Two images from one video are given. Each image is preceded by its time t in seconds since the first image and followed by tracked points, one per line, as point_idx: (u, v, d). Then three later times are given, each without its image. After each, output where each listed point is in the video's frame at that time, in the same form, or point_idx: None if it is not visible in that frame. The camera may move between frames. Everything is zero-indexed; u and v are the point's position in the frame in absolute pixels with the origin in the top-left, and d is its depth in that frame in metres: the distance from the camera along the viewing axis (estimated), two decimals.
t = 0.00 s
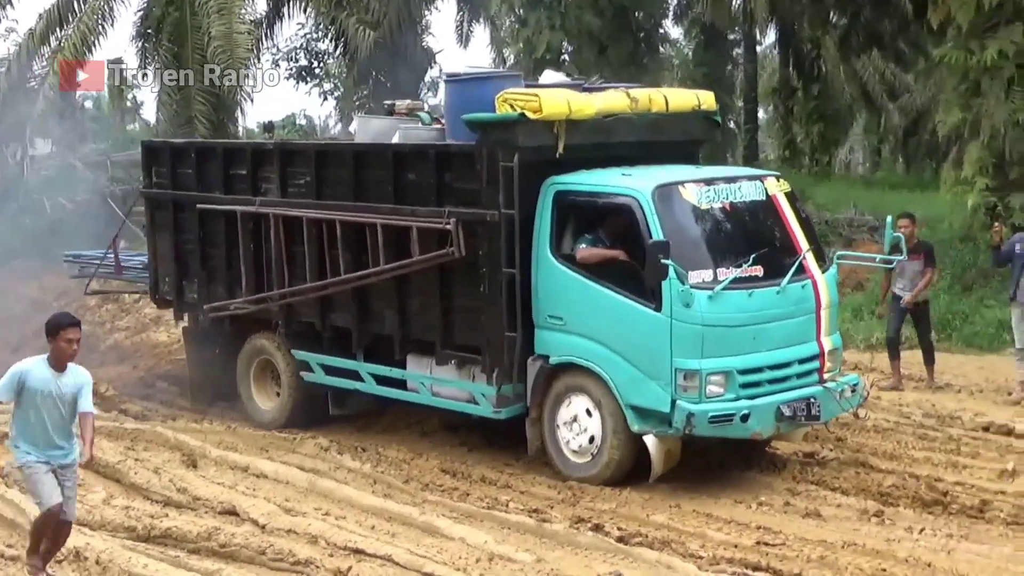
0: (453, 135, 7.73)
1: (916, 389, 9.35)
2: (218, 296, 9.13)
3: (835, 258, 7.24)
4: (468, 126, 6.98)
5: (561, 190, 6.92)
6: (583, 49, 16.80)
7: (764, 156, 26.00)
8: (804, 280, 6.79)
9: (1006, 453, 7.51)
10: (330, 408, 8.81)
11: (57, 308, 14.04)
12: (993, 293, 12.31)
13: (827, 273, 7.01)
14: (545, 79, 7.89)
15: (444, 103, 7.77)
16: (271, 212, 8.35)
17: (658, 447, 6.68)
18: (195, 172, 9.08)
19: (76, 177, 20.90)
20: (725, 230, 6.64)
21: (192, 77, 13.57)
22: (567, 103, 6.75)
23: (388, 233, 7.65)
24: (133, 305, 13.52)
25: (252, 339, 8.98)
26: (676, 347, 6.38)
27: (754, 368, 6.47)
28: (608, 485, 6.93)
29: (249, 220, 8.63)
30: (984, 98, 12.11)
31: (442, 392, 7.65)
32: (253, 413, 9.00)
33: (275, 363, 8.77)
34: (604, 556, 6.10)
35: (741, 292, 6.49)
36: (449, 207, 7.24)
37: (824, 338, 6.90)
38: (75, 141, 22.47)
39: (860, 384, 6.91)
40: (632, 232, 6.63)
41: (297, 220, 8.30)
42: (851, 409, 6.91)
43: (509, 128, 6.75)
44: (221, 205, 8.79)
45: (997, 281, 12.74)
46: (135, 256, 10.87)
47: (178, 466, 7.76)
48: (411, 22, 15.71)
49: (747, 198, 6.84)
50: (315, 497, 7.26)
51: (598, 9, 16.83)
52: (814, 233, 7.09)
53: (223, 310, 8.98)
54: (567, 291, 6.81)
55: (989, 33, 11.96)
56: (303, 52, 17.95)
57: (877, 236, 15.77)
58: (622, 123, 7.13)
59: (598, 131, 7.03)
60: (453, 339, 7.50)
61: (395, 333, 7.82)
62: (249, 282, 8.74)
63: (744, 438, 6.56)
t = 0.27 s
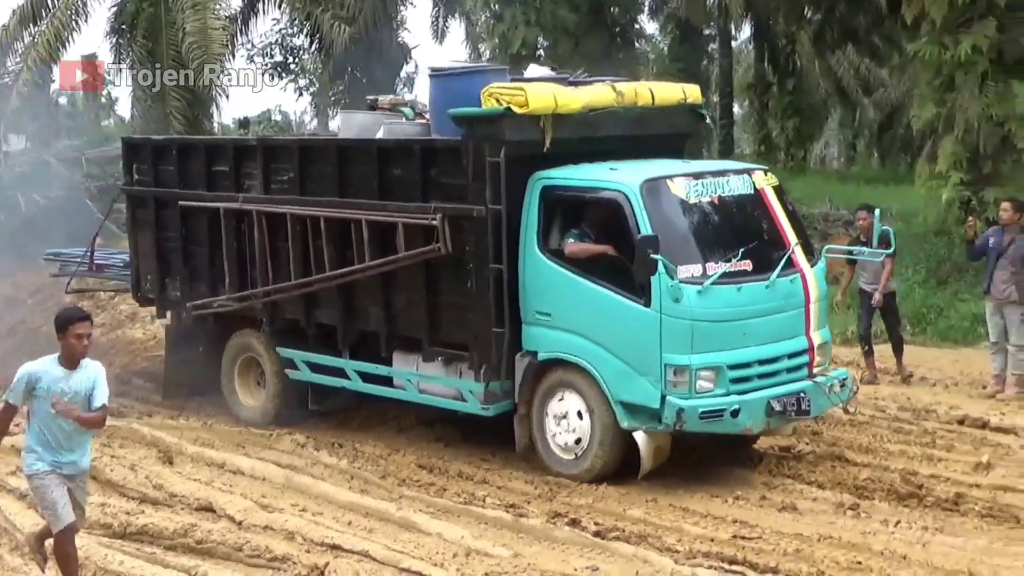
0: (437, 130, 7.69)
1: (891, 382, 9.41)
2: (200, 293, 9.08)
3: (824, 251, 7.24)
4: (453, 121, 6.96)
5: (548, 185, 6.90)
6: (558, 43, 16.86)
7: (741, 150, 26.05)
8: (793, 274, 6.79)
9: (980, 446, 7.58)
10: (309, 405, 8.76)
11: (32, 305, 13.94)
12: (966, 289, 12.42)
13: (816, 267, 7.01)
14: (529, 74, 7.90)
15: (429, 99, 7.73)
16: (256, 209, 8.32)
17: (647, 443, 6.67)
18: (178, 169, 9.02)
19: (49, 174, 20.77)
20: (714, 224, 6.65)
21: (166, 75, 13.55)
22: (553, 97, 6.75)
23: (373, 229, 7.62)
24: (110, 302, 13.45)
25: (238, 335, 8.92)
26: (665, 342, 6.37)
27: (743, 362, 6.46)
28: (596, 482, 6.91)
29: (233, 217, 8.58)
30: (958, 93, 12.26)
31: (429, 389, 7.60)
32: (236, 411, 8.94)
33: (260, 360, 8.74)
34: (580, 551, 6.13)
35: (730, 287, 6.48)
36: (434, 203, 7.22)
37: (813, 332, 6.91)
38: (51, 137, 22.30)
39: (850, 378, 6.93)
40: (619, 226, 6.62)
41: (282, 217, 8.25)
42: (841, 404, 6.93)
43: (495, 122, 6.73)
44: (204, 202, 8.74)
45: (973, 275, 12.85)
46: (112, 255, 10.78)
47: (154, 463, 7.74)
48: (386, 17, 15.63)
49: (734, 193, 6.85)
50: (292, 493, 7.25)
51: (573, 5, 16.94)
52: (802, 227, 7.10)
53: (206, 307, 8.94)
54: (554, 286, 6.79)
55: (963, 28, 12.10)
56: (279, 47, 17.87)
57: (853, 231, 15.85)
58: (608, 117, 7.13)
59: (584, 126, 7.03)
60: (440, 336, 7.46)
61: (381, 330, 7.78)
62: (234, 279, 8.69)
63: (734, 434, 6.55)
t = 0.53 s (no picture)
0: (434, 124, 7.58)
1: (870, 376, 9.45)
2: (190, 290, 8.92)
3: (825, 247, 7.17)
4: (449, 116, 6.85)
5: (543, 182, 6.83)
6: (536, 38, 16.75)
7: (719, 145, 26.10)
8: (794, 270, 6.71)
9: (957, 440, 7.62)
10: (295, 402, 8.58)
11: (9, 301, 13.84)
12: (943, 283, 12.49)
13: (816, 262, 6.93)
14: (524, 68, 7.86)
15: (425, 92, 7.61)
16: (246, 206, 8.18)
17: (648, 442, 6.60)
18: (167, 164, 8.85)
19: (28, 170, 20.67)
20: (715, 220, 6.57)
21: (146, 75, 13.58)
22: (550, 91, 6.69)
23: (368, 224, 7.50)
24: (87, 299, 13.36)
25: (230, 331, 8.72)
26: (665, 340, 6.29)
27: (744, 360, 6.39)
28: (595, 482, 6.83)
29: (224, 213, 8.45)
30: (935, 88, 12.21)
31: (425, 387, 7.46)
32: (229, 413, 8.70)
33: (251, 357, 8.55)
34: (560, 546, 6.13)
35: (730, 284, 6.40)
36: (429, 199, 7.11)
37: (814, 329, 6.85)
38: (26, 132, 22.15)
39: (850, 375, 6.88)
40: (618, 222, 6.54)
41: (273, 213, 8.12)
42: (843, 401, 6.89)
43: (492, 118, 6.62)
44: (193, 197, 8.59)
45: (949, 269, 12.92)
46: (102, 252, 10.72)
47: (132, 460, 7.70)
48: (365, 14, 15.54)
49: (734, 187, 6.76)
50: (271, 490, 7.23)
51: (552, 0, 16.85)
52: (802, 220, 7.02)
53: (196, 305, 8.74)
54: (552, 283, 6.71)
55: (939, 24, 12.08)
56: (256, 44, 17.81)
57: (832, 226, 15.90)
58: (604, 112, 7.07)
59: (580, 121, 6.97)
60: (436, 334, 7.36)
61: (375, 328, 7.67)
62: (224, 276, 8.55)
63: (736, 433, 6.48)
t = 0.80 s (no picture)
0: (437, 122, 7.53)
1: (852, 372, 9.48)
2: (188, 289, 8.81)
3: (834, 245, 7.09)
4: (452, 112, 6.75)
5: (551, 177, 6.72)
6: (518, 36, 16.58)
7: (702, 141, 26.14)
8: (803, 268, 6.62)
9: (938, 436, 7.65)
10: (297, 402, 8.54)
11: None
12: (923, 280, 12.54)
13: (827, 260, 6.84)
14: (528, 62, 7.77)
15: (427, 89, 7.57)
16: (245, 203, 8.06)
17: (656, 444, 6.51)
18: (164, 161, 8.68)
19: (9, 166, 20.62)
20: (724, 217, 6.48)
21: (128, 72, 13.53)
22: (555, 87, 6.59)
23: (369, 222, 7.39)
24: (67, 298, 13.29)
25: (227, 331, 8.60)
26: (674, 340, 6.21)
27: (754, 361, 6.32)
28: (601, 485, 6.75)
29: (221, 210, 8.32)
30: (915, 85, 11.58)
31: (427, 388, 7.37)
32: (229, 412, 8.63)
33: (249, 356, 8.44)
34: (542, 543, 6.15)
35: (740, 283, 6.32)
36: (431, 197, 7.03)
37: (824, 328, 6.76)
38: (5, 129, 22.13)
39: (860, 375, 6.78)
40: (626, 219, 6.46)
41: (272, 211, 7.99)
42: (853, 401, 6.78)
43: (496, 114, 6.52)
44: (191, 194, 8.44)
45: (930, 266, 12.97)
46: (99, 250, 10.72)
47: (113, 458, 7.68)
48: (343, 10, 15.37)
49: (742, 184, 6.67)
50: (253, 488, 7.22)
51: None
52: (811, 218, 6.93)
53: (194, 304, 8.63)
54: (559, 282, 6.62)
55: (920, 21, 11.44)
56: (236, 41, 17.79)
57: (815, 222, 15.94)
58: (610, 108, 6.97)
59: (588, 116, 6.85)
60: (438, 334, 7.29)
61: (377, 327, 7.57)
62: (222, 274, 8.43)
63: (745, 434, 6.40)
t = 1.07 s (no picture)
0: (449, 120, 7.07)
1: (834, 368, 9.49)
2: (190, 288, 8.63)
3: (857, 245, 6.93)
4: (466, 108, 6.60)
5: (566, 175, 6.60)
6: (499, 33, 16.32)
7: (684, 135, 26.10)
8: (826, 269, 6.48)
9: (916, 433, 7.68)
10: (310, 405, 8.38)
11: None
12: (903, 276, 12.59)
13: (849, 260, 6.70)
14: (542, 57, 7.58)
15: (439, 87, 7.13)
16: (250, 201, 7.89)
17: (676, 450, 6.35)
18: (166, 157, 8.54)
19: None
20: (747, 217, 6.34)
21: (113, 69, 13.50)
22: (572, 84, 6.42)
23: (379, 221, 7.23)
24: (46, 295, 13.20)
25: (232, 331, 8.47)
26: (697, 343, 6.05)
27: (777, 364, 6.15)
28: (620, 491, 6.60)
29: (226, 208, 8.13)
30: (893, 82, 11.45)
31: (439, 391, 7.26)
32: (232, 412, 8.47)
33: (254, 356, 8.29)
34: (523, 541, 6.17)
35: (763, 284, 6.17)
36: (445, 195, 6.86)
37: (847, 329, 6.58)
38: None
39: (884, 378, 6.61)
40: (646, 219, 6.31)
41: (279, 208, 7.83)
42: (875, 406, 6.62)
43: (512, 111, 6.36)
44: (195, 191, 8.29)
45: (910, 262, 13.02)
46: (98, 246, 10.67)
47: (93, 456, 7.65)
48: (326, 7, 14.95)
49: (764, 182, 6.53)
50: (233, 486, 7.20)
51: None
52: (833, 218, 6.79)
53: (200, 303, 8.46)
54: (576, 283, 6.48)
55: (900, 17, 11.32)
56: (217, 37, 17.60)
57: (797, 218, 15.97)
58: (626, 104, 6.84)
59: (602, 112, 6.73)
60: (451, 335, 7.10)
61: (387, 328, 7.40)
62: (226, 273, 8.24)
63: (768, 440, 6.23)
